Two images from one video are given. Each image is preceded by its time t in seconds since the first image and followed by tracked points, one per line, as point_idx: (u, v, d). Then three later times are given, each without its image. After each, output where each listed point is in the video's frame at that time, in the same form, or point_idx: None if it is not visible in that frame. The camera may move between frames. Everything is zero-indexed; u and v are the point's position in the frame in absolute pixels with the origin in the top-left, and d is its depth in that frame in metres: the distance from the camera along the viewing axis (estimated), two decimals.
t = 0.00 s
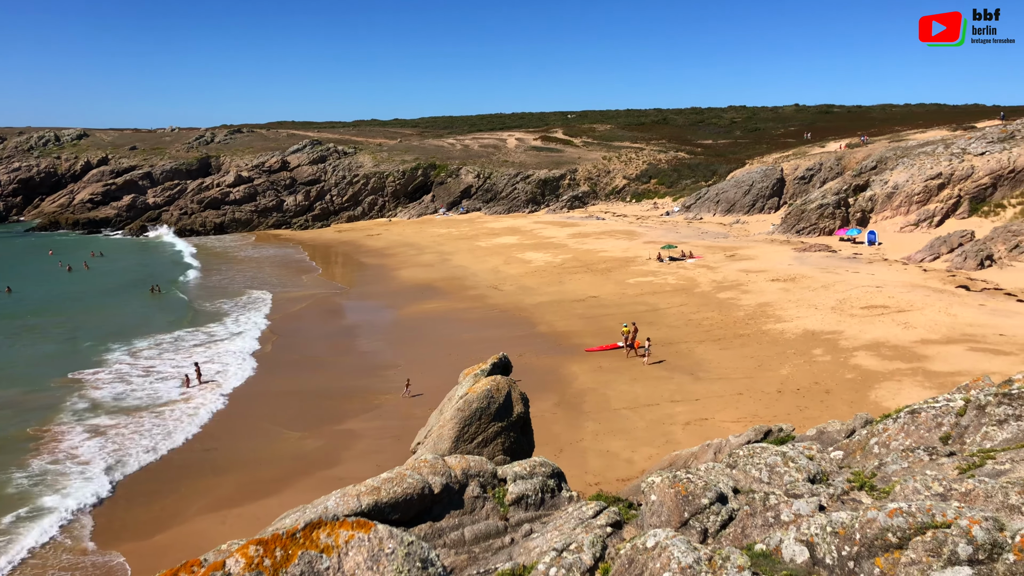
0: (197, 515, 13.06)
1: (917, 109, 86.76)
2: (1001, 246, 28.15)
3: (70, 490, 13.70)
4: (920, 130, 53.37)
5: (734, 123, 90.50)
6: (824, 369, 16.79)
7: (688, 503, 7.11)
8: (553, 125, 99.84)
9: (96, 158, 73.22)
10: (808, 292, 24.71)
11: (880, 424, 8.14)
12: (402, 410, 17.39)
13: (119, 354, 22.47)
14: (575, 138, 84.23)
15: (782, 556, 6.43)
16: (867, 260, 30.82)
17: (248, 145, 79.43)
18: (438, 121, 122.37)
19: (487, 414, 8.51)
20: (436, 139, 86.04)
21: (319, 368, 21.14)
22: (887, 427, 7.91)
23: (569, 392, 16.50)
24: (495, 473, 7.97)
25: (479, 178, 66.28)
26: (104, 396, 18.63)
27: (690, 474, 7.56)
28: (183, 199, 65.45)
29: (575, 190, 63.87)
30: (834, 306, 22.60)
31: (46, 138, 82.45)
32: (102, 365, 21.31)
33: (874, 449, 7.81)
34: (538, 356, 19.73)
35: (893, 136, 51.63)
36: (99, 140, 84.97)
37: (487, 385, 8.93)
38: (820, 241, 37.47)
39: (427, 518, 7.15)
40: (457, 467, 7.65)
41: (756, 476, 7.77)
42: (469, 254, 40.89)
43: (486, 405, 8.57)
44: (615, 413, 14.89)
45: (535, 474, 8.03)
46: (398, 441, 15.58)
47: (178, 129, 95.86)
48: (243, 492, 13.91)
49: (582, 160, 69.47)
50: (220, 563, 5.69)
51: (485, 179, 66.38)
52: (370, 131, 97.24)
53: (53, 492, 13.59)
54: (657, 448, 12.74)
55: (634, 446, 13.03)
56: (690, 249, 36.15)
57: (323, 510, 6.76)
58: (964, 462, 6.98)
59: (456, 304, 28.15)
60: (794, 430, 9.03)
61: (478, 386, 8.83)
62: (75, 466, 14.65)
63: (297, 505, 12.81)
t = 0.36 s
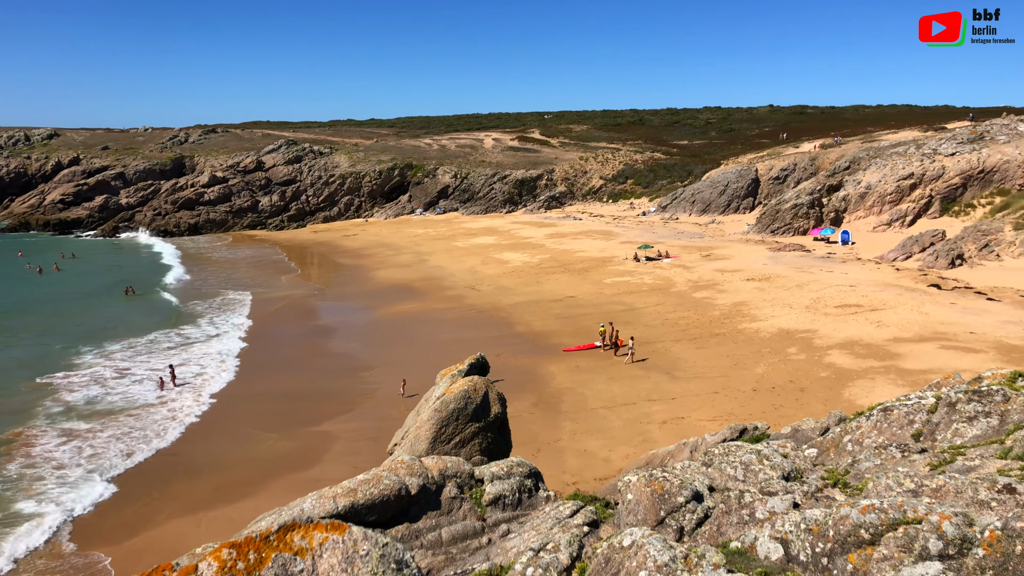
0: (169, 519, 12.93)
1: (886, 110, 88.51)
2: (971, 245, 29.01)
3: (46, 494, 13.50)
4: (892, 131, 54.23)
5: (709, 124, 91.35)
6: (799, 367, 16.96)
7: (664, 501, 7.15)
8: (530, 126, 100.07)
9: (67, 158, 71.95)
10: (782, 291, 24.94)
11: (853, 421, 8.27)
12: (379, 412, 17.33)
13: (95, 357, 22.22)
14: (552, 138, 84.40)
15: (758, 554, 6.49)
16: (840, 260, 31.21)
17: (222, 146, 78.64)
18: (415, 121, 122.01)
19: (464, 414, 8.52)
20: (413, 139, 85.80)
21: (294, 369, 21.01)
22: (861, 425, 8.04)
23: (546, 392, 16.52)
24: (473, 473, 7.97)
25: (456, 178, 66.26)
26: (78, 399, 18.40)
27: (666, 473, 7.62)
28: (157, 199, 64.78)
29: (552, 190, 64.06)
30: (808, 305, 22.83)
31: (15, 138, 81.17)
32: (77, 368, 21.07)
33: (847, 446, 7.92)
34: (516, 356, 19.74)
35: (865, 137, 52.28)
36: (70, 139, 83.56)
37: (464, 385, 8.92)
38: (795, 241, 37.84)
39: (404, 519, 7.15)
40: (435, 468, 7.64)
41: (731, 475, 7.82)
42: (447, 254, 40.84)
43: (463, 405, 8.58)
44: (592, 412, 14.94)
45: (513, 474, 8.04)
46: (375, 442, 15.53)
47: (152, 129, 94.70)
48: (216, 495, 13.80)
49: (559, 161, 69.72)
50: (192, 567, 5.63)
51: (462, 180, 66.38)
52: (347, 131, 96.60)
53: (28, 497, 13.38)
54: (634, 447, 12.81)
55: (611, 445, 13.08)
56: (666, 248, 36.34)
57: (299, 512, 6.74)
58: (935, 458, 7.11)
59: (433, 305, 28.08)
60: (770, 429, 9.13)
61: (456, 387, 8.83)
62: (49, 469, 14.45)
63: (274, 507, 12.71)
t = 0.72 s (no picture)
0: (137, 523, 12.76)
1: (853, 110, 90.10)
2: (941, 244, 29.52)
3: (22, 499, 13.26)
4: (863, 131, 55.02)
5: (684, 124, 92.05)
6: (774, 366, 17.10)
7: (640, 500, 7.18)
8: (506, 126, 100.11)
9: (37, 158, 70.60)
10: (757, 291, 25.14)
11: (826, 419, 8.39)
12: (353, 413, 17.28)
13: (70, 360, 21.90)
14: (528, 138, 84.39)
15: (732, 551, 6.55)
16: (814, 259, 31.54)
17: (196, 146, 77.75)
18: (390, 120, 121.57)
19: (440, 415, 8.51)
20: (389, 139, 85.43)
21: (267, 371, 20.81)
22: (834, 422, 8.17)
23: (524, 392, 16.52)
24: (450, 474, 7.97)
25: (433, 178, 66.11)
26: (52, 403, 18.12)
27: (642, 471, 7.66)
28: (129, 200, 63.78)
29: (528, 190, 64.22)
30: (782, 304, 23.02)
31: None
32: (52, 371, 20.77)
33: (821, 444, 8.02)
34: (493, 357, 19.73)
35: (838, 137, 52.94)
36: (39, 139, 82.03)
37: (441, 386, 8.91)
38: (769, 240, 38.14)
39: (380, 520, 7.13)
40: (411, 469, 7.63)
41: (706, 472, 7.87)
42: (424, 254, 40.72)
43: (440, 406, 8.57)
44: (569, 412, 14.96)
45: (489, 475, 8.04)
46: (352, 443, 15.47)
47: (123, 129, 93.39)
48: (186, 498, 13.66)
49: (535, 161, 69.85)
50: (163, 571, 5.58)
51: (439, 179, 66.25)
52: (322, 130, 95.56)
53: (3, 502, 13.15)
54: (611, 446, 12.85)
55: (588, 444, 13.11)
56: (642, 248, 36.49)
57: (274, 514, 6.71)
58: (906, 454, 7.23)
59: (409, 306, 27.98)
60: (744, 427, 9.21)
61: (432, 388, 8.81)
62: (24, 473, 14.22)
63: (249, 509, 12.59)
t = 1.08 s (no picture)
0: (107, 528, 12.51)
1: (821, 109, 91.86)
2: (913, 243, 30.10)
3: None
4: (835, 131, 55.87)
5: (660, 124, 92.78)
6: (749, 364, 17.23)
7: (616, 499, 7.21)
8: (483, 125, 100.19)
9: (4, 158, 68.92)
10: (732, 289, 25.33)
11: (800, 417, 8.51)
12: (329, 414, 17.19)
13: (44, 362, 21.58)
14: (505, 139, 84.39)
15: (707, 548, 6.59)
16: (788, 258, 31.86)
17: (169, 146, 76.68)
18: (365, 121, 121.15)
19: (417, 416, 8.49)
20: (365, 139, 85.03)
21: (240, 373, 20.61)
22: (807, 420, 8.29)
23: (501, 391, 16.51)
24: (426, 474, 7.96)
25: (409, 178, 66.02)
26: (24, 407, 17.83)
27: (618, 470, 7.68)
28: (100, 201, 62.24)
29: (505, 190, 64.37)
30: (757, 302, 23.23)
31: None
32: (25, 374, 20.44)
33: (795, 441, 8.12)
34: (470, 357, 19.71)
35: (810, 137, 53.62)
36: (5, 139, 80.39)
37: (417, 387, 8.90)
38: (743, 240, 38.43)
39: (356, 522, 7.11)
40: (387, 470, 7.61)
41: (682, 470, 7.92)
42: (400, 255, 40.58)
43: (416, 407, 8.54)
44: (546, 411, 14.98)
45: (466, 475, 8.03)
46: (328, 445, 15.37)
47: (95, 130, 91.98)
48: (157, 501, 13.44)
49: (511, 161, 69.97)
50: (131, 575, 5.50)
51: (415, 179, 66.19)
52: (297, 130, 94.53)
53: None
54: (587, 446, 12.89)
55: (565, 443, 13.15)
56: (618, 248, 36.67)
57: (249, 516, 6.67)
58: (878, 451, 7.34)
59: (384, 306, 27.87)
60: (720, 425, 9.29)
61: (408, 389, 8.80)
62: None
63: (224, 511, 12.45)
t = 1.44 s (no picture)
0: (74, 534, 12.23)
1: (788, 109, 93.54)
2: (884, 242, 30.65)
3: None
4: (807, 131, 56.70)
5: (634, 125, 93.50)
6: (724, 363, 17.37)
7: (592, 498, 7.23)
8: (459, 126, 100.07)
9: None
10: (706, 289, 25.51)
11: (774, 415, 8.61)
12: (303, 416, 17.08)
13: (15, 367, 21.07)
14: (481, 139, 84.32)
15: (682, 546, 6.63)
16: (762, 258, 32.15)
17: (140, 146, 75.12)
18: (340, 120, 120.31)
19: (393, 417, 8.47)
20: (340, 139, 84.43)
21: (209, 375, 20.34)
22: (781, 418, 8.39)
23: (478, 392, 16.48)
24: (402, 476, 7.95)
25: (384, 179, 65.56)
26: None
27: (594, 470, 7.72)
28: (70, 203, 59.54)
29: (481, 191, 64.44)
30: (731, 302, 23.42)
31: None
32: None
33: (768, 439, 8.22)
34: (447, 358, 19.67)
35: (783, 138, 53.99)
36: None
37: (393, 388, 8.88)
38: (717, 239, 38.67)
39: (332, 524, 7.09)
40: (363, 472, 7.59)
41: (657, 470, 7.98)
42: (375, 255, 40.40)
43: (392, 408, 8.53)
44: (523, 412, 14.98)
45: (443, 476, 8.02)
46: (303, 447, 15.25)
47: (62, 129, 89.70)
48: (127, 506, 13.19)
49: (487, 161, 70.12)
50: None
51: (390, 180, 65.78)
52: (270, 131, 92.97)
53: None
54: (564, 445, 12.92)
55: (542, 443, 13.16)
56: (594, 248, 36.79)
57: (222, 519, 6.62)
58: (850, 448, 7.45)
59: (359, 308, 27.71)
60: (695, 423, 9.38)
61: (383, 390, 8.78)
62: None
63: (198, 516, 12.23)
